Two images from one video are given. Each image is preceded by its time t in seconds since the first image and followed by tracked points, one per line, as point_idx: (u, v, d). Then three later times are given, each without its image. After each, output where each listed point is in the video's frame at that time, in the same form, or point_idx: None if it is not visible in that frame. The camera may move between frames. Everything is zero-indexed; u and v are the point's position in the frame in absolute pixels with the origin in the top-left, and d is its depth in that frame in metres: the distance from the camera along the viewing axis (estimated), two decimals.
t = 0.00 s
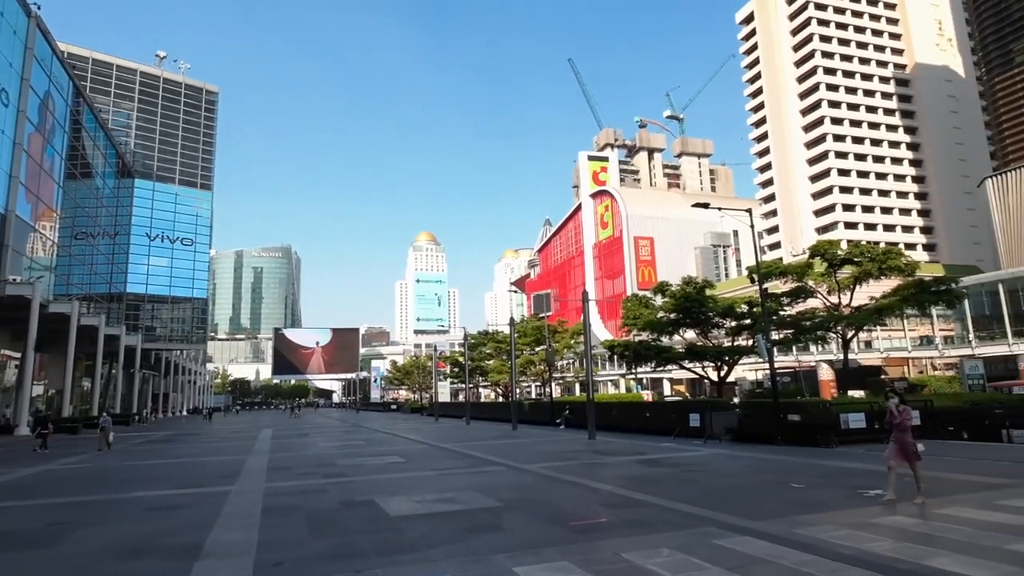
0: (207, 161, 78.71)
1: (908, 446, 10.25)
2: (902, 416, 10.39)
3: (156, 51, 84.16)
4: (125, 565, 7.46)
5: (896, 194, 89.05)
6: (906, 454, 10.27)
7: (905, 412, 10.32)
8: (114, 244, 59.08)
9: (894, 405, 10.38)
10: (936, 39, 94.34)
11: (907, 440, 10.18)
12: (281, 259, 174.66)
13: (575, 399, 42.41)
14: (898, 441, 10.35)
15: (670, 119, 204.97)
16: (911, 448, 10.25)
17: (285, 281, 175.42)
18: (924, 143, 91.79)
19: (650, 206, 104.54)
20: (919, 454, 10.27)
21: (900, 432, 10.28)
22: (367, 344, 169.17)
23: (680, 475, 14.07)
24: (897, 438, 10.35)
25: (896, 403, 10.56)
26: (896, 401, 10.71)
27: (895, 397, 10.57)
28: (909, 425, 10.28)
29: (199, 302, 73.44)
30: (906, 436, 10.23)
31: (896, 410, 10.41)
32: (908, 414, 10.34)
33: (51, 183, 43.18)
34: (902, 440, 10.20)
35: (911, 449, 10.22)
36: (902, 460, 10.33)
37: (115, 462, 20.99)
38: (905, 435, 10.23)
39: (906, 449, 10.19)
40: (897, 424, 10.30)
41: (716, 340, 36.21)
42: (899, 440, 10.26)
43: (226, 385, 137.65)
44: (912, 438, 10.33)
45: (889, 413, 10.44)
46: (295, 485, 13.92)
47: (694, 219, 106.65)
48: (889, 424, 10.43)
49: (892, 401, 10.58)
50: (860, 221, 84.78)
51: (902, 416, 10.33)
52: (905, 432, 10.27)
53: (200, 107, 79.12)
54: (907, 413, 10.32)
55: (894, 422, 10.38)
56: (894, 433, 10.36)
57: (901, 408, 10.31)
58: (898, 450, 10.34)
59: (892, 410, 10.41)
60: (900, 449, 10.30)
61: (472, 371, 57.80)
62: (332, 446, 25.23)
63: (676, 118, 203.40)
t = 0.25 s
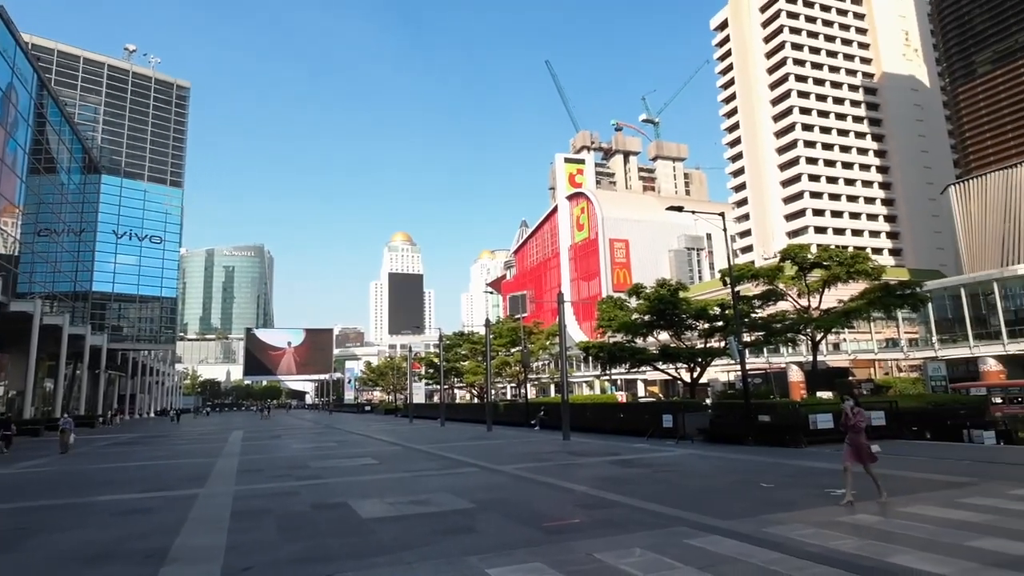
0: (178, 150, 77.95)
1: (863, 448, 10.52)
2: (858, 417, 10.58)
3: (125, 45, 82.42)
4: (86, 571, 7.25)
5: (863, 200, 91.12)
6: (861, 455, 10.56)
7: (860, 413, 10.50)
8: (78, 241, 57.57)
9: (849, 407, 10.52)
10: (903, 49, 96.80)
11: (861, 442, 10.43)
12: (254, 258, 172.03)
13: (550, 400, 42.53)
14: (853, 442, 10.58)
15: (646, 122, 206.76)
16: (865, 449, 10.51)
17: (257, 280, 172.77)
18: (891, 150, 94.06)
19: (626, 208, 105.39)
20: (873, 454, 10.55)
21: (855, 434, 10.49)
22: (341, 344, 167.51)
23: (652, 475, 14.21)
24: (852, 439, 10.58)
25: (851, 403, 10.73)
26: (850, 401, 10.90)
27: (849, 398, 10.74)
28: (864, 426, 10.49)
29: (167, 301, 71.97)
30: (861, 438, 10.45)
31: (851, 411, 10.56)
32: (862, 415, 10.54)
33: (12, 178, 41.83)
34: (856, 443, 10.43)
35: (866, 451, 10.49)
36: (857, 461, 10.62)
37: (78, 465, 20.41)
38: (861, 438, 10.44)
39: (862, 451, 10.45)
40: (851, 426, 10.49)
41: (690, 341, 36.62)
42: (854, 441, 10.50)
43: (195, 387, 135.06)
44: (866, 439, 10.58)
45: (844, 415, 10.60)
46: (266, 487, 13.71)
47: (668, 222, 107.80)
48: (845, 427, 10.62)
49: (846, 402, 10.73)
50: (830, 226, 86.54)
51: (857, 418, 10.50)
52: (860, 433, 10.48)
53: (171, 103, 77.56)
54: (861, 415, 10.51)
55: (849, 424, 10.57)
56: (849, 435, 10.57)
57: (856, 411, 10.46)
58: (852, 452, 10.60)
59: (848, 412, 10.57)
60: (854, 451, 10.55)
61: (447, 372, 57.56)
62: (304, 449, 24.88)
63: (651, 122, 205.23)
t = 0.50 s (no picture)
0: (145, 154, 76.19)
1: (814, 449, 10.60)
2: (813, 418, 10.72)
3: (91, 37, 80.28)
4: None
5: (831, 206, 93.17)
6: (813, 456, 10.65)
7: (815, 413, 10.65)
8: (38, 238, 56.14)
9: (805, 406, 10.68)
10: (870, 60, 99.27)
11: (814, 442, 10.54)
12: (223, 257, 169.10)
13: (524, 401, 42.60)
14: (806, 442, 10.67)
15: (621, 126, 208.31)
16: (816, 449, 10.63)
17: (227, 279, 169.78)
18: (858, 158, 96.32)
19: (600, 211, 106.11)
20: (824, 455, 10.69)
21: (810, 435, 10.60)
22: (313, 345, 165.55)
23: (623, 476, 14.34)
24: (807, 439, 10.67)
25: (807, 404, 10.87)
26: (807, 402, 11.04)
27: (807, 398, 10.88)
28: (819, 427, 10.62)
29: (133, 300, 70.36)
30: (815, 439, 10.57)
31: (807, 411, 10.70)
32: (818, 416, 10.67)
33: None
34: (809, 443, 10.53)
35: (817, 452, 10.60)
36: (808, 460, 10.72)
37: (36, 468, 19.80)
38: (814, 438, 10.55)
39: (812, 451, 10.55)
40: (807, 425, 10.61)
41: (661, 343, 37.00)
42: (807, 442, 10.59)
43: (161, 388, 132.09)
44: (820, 440, 10.68)
45: (800, 414, 10.73)
46: (234, 490, 13.48)
47: (642, 225, 108.86)
48: (800, 426, 10.73)
49: (804, 402, 10.87)
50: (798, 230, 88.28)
51: (813, 418, 10.65)
52: (814, 434, 10.59)
53: (138, 97, 75.60)
54: (817, 415, 10.66)
55: (805, 424, 10.68)
56: (804, 435, 10.66)
57: (812, 410, 10.62)
58: (805, 451, 10.68)
59: (804, 412, 10.70)
60: (806, 450, 10.67)
61: (420, 373, 57.28)
62: (274, 450, 24.51)
63: (626, 126, 207.01)
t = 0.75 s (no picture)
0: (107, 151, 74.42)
1: (771, 451, 10.68)
2: (771, 420, 10.77)
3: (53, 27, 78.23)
4: None
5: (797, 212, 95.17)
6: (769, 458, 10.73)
7: (773, 415, 10.70)
8: None
9: (763, 408, 10.73)
10: (835, 70, 101.72)
11: (771, 444, 10.58)
12: (190, 255, 165.42)
13: (495, 403, 42.52)
14: (763, 444, 10.75)
15: (594, 129, 209.74)
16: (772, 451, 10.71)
17: (193, 278, 166.13)
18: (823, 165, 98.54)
19: (573, 214, 106.69)
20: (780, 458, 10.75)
21: (767, 436, 10.65)
22: (281, 345, 163.00)
23: (593, 477, 14.41)
24: (764, 441, 10.72)
25: (766, 406, 10.93)
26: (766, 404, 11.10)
27: (766, 401, 10.94)
28: (777, 430, 10.66)
29: (94, 299, 68.09)
30: (772, 440, 10.63)
31: (766, 413, 10.76)
32: (776, 418, 10.72)
33: None
34: (767, 444, 10.59)
35: (774, 454, 10.68)
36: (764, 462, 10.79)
37: None
38: (771, 439, 10.59)
39: (768, 452, 10.59)
40: (765, 426, 10.65)
41: (632, 345, 37.32)
42: (765, 443, 10.64)
43: (123, 390, 128.49)
44: (776, 442, 10.76)
45: (759, 416, 10.77)
46: (198, 494, 13.18)
47: (614, 228, 109.76)
48: (758, 427, 10.77)
49: (762, 404, 10.95)
50: (766, 235, 89.98)
51: (771, 419, 10.70)
52: (772, 436, 10.64)
53: (102, 90, 73.35)
54: (775, 417, 10.71)
55: (763, 425, 10.72)
56: (762, 436, 10.71)
57: (770, 412, 10.68)
58: (762, 453, 10.76)
59: (763, 413, 10.75)
60: (763, 452, 10.72)
61: (391, 374, 56.74)
62: (240, 453, 24.05)
63: (599, 129, 208.50)
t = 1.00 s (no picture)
0: (66, 145, 71.94)
1: (728, 455, 10.74)
2: (728, 424, 10.79)
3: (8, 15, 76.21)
4: None
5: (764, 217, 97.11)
6: (727, 462, 10.77)
7: (730, 420, 10.71)
8: None
9: (720, 412, 10.75)
10: (801, 79, 104.14)
11: (727, 448, 10.60)
12: (153, 253, 161.14)
13: (465, 405, 42.38)
14: (720, 448, 10.79)
15: (566, 133, 210.86)
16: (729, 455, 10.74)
17: (156, 277, 161.98)
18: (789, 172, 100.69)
19: (545, 216, 107.10)
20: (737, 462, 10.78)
21: (723, 440, 10.66)
22: (247, 346, 160.00)
23: (561, 479, 14.47)
24: (720, 445, 10.75)
25: (723, 410, 10.95)
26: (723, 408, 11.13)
27: (723, 404, 10.97)
28: (733, 434, 10.69)
29: (51, 298, 66.14)
30: (728, 444, 10.67)
31: (723, 417, 10.77)
32: (733, 422, 10.74)
33: None
34: (723, 448, 10.61)
35: (731, 458, 10.73)
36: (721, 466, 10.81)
37: None
38: (727, 443, 10.62)
39: (726, 456, 10.63)
40: (721, 431, 10.67)
41: (602, 347, 37.56)
42: (721, 447, 10.67)
43: (80, 391, 124.41)
44: (733, 446, 10.80)
45: (715, 420, 10.78)
46: (158, 498, 12.85)
47: (585, 231, 110.56)
48: (714, 431, 10.79)
49: (720, 408, 10.96)
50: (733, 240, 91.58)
51: (727, 424, 10.72)
52: (728, 440, 10.66)
53: (61, 81, 71.32)
54: (731, 422, 10.73)
55: (719, 429, 10.73)
56: (717, 440, 10.73)
57: (726, 416, 10.69)
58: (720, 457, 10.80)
59: (719, 418, 10.76)
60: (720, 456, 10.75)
61: (360, 376, 56.08)
62: (203, 456, 23.52)
63: (571, 132, 209.70)
